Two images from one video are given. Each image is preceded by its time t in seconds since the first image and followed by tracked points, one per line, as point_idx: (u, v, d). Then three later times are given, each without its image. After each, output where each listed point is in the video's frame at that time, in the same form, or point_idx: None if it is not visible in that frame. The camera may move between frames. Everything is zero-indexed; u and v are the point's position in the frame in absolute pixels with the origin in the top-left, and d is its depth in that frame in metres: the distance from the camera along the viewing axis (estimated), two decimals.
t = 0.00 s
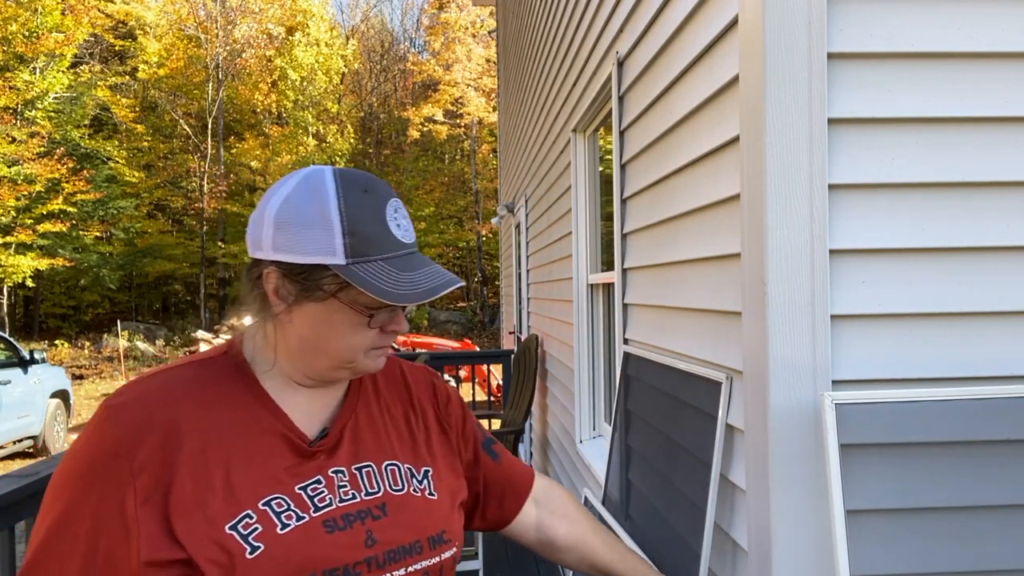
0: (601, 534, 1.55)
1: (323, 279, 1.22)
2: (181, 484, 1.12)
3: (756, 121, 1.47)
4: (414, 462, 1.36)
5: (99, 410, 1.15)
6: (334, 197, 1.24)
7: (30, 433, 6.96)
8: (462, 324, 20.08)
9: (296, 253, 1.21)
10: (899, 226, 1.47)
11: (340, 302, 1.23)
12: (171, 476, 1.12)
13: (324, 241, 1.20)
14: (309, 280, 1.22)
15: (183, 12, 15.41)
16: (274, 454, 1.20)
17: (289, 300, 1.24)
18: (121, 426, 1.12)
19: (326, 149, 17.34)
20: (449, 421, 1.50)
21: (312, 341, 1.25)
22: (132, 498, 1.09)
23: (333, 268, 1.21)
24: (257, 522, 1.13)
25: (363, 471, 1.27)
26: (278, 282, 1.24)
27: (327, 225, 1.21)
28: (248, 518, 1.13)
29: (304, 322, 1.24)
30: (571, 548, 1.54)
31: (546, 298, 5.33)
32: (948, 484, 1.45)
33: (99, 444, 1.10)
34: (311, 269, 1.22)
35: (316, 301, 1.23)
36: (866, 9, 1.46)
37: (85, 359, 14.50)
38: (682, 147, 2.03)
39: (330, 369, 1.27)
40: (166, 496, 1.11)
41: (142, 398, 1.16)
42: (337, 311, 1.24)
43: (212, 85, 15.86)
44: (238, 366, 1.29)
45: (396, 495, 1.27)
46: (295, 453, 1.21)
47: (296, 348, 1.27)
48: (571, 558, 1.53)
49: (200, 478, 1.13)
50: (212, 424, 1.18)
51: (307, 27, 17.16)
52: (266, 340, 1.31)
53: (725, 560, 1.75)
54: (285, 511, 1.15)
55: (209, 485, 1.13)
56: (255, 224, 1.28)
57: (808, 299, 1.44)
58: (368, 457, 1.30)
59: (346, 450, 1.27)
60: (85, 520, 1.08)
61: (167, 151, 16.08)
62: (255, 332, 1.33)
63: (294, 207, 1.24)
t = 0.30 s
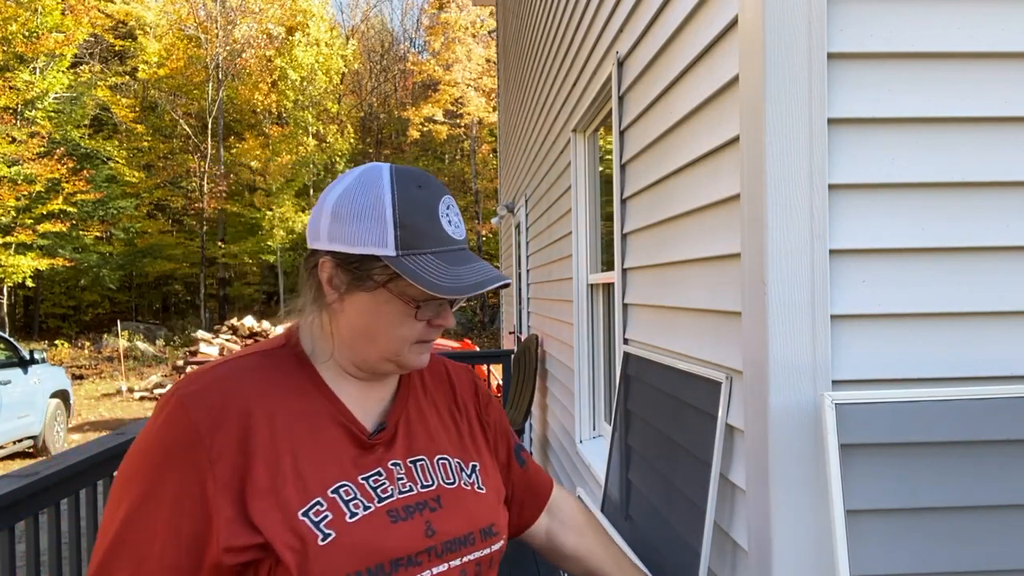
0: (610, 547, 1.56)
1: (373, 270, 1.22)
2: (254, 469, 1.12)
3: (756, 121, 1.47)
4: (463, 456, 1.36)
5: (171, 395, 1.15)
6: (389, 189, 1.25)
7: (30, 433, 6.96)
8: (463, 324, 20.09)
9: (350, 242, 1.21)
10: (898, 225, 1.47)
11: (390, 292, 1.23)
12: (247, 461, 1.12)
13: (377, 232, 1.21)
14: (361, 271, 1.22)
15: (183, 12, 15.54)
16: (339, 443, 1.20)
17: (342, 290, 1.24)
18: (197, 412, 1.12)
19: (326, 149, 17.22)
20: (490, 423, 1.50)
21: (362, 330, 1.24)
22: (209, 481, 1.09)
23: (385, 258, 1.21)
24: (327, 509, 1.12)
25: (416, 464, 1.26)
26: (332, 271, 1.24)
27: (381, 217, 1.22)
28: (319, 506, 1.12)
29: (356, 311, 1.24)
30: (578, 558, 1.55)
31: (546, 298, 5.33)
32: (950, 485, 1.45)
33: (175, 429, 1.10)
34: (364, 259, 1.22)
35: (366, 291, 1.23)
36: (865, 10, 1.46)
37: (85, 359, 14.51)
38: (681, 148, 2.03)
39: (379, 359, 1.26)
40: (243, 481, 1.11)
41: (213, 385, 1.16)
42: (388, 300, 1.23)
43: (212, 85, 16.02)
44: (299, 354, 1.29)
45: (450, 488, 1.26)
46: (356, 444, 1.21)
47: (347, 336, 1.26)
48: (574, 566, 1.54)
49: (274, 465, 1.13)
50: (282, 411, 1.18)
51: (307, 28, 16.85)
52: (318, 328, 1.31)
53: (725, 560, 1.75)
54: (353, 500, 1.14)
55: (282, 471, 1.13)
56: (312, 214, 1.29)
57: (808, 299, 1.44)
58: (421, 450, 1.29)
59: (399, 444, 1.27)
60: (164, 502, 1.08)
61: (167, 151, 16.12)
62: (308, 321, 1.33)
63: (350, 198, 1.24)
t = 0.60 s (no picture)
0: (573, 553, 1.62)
1: (324, 245, 1.31)
2: (315, 461, 1.12)
3: (756, 120, 1.47)
4: (492, 443, 1.44)
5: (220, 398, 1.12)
6: (327, 175, 1.34)
7: (30, 433, 6.96)
8: (463, 323, 20.09)
9: (306, 232, 1.33)
10: (898, 226, 1.47)
11: (340, 262, 1.29)
12: (306, 453, 1.12)
13: (315, 212, 1.30)
14: (317, 251, 1.32)
15: (183, 12, 15.51)
16: (383, 433, 1.23)
17: (315, 275, 1.34)
18: (251, 411, 1.11)
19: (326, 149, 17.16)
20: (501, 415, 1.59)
21: (334, 306, 1.31)
22: (275, 477, 1.08)
23: (323, 231, 1.29)
24: (385, 495, 1.16)
25: (452, 453, 1.31)
26: (307, 265, 1.37)
27: (317, 198, 1.31)
28: (377, 492, 1.16)
29: (328, 292, 1.33)
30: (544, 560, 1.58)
31: (546, 298, 5.34)
32: (951, 485, 1.45)
33: (234, 428, 1.08)
34: (316, 240, 1.31)
35: (325, 270, 1.31)
36: (866, 9, 1.46)
37: (85, 359, 14.51)
38: (682, 148, 2.03)
39: (356, 332, 1.30)
40: (305, 473, 1.11)
41: (258, 383, 1.14)
42: (341, 271, 1.30)
43: (212, 85, 15.97)
44: (326, 346, 1.30)
45: (486, 473, 1.33)
46: (395, 434, 1.25)
47: (333, 319, 1.34)
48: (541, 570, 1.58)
49: (330, 455, 1.15)
50: (326, 405, 1.19)
51: (307, 27, 17.05)
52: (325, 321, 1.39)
53: (725, 560, 1.75)
54: (407, 484, 1.19)
55: (339, 461, 1.15)
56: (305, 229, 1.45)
57: (808, 300, 1.43)
58: (454, 439, 1.35)
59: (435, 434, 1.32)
60: (234, 503, 1.05)
61: (167, 151, 16.13)
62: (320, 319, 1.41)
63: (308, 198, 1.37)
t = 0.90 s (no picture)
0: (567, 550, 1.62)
1: (334, 245, 1.29)
2: (330, 454, 1.11)
3: (756, 120, 1.47)
4: (489, 436, 1.45)
5: (233, 397, 1.09)
6: (337, 173, 1.32)
7: (30, 433, 6.96)
8: (462, 323, 20.10)
9: (315, 230, 1.30)
10: (898, 227, 1.47)
11: (351, 263, 1.28)
12: (321, 447, 1.11)
13: (327, 210, 1.28)
14: (327, 250, 1.30)
15: (183, 12, 15.52)
16: (388, 431, 1.22)
17: (323, 275, 1.33)
18: (266, 407, 1.08)
19: (326, 149, 17.13)
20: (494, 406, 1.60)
21: (342, 307, 1.30)
22: (298, 471, 1.06)
23: (335, 230, 1.26)
24: (396, 492, 1.15)
25: (453, 445, 1.31)
26: (313, 263, 1.35)
27: (329, 196, 1.29)
28: (388, 489, 1.15)
29: (335, 292, 1.31)
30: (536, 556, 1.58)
31: (546, 298, 5.34)
32: (952, 484, 1.46)
33: (250, 425, 1.05)
34: (326, 238, 1.29)
35: (334, 269, 1.30)
36: (866, 10, 1.46)
37: (85, 359, 14.51)
38: (682, 148, 2.03)
39: (364, 333, 1.29)
40: (322, 468, 1.10)
41: (267, 382, 1.13)
42: (352, 272, 1.28)
43: (212, 85, 15.97)
44: (326, 347, 1.30)
45: (487, 464, 1.34)
46: (401, 431, 1.24)
47: (340, 319, 1.32)
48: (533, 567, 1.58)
49: (343, 449, 1.14)
50: (334, 401, 1.18)
51: (307, 28, 17.00)
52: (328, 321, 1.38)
53: (725, 560, 1.75)
54: (416, 480, 1.19)
55: (352, 456, 1.14)
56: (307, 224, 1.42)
57: (808, 301, 1.44)
58: (455, 433, 1.35)
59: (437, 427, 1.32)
60: (259, 500, 1.02)
61: (167, 151, 16.13)
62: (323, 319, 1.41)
63: (315, 195, 1.34)
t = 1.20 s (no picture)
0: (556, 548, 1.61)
1: (352, 254, 1.22)
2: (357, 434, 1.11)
3: (756, 119, 1.47)
4: (477, 425, 1.45)
5: (252, 394, 1.04)
6: (356, 176, 1.24)
7: (30, 433, 6.96)
8: (462, 323, 20.12)
9: (329, 233, 1.22)
10: (898, 228, 1.47)
11: (371, 275, 1.23)
12: (348, 427, 1.11)
13: (350, 217, 1.20)
14: (341, 257, 1.22)
15: (183, 12, 15.51)
16: (392, 419, 1.21)
17: (329, 281, 1.25)
18: (291, 396, 1.05)
19: (327, 149, 17.08)
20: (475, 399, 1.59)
21: (353, 316, 1.25)
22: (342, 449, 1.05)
23: (360, 242, 1.20)
24: (412, 477, 1.15)
25: (447, 436, 1.31)
26: (315, 266, 1.26)
27: (351, 202, 1.21)
28: (403, 474, 1.14)
29: (343, 299, 1.25)
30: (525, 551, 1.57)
31: (546, 298, 5.34)
32: (952, 484, 1.45)
33: (284, 413, 1.02)
34: (342, 247, 1.22)
35: (348, 277, 1.23)
36: (866, 9, 1.46)
37: (85, 359, 14.51)
38: (682, 147, 2.03)
39: (376, 343, 1.26)
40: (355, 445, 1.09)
41: (277, 377, 1.09)
42: (372, 283, 1.24)
43: (212, 84, 15.98)
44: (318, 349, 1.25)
45: (480, 453, 1.33)
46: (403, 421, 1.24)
47: (342, 325, 1.27)
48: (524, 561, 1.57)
49: (365, 430, 1.14)
50: (341, 389, 1.16)
51: (307, 27, 16.97)
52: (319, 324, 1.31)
53: (725, 559, 1.75)
54: (427, 466, 1.19)
55: (372, 436, 1.14)
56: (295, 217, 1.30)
57: (808, 301, 1.44)
58: (446, 425, 1.34)
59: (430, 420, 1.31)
60: (325, 480, 1.00)
61: (166, 151, 16.13)
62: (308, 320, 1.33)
63: (323, 193, 1.24)
